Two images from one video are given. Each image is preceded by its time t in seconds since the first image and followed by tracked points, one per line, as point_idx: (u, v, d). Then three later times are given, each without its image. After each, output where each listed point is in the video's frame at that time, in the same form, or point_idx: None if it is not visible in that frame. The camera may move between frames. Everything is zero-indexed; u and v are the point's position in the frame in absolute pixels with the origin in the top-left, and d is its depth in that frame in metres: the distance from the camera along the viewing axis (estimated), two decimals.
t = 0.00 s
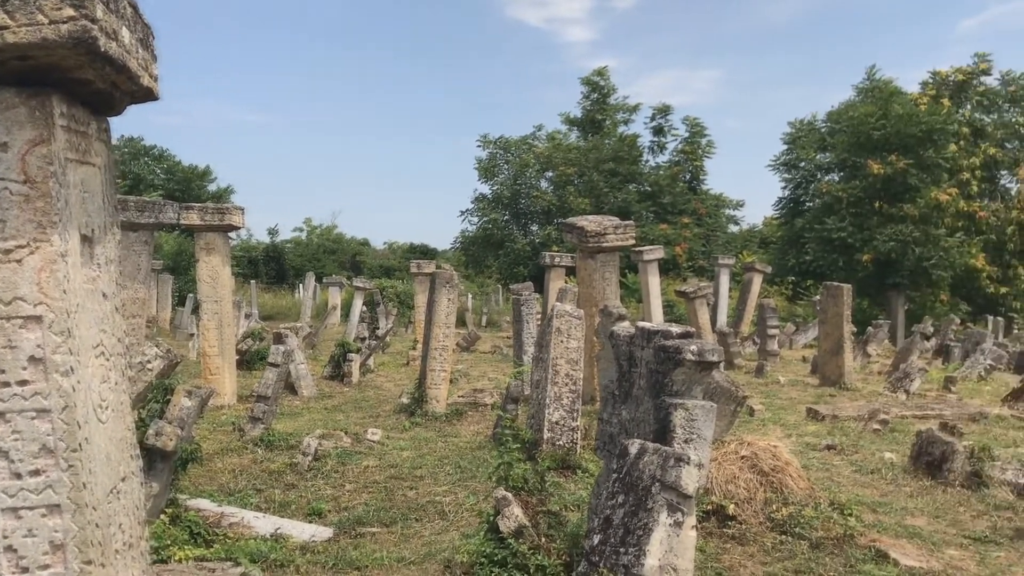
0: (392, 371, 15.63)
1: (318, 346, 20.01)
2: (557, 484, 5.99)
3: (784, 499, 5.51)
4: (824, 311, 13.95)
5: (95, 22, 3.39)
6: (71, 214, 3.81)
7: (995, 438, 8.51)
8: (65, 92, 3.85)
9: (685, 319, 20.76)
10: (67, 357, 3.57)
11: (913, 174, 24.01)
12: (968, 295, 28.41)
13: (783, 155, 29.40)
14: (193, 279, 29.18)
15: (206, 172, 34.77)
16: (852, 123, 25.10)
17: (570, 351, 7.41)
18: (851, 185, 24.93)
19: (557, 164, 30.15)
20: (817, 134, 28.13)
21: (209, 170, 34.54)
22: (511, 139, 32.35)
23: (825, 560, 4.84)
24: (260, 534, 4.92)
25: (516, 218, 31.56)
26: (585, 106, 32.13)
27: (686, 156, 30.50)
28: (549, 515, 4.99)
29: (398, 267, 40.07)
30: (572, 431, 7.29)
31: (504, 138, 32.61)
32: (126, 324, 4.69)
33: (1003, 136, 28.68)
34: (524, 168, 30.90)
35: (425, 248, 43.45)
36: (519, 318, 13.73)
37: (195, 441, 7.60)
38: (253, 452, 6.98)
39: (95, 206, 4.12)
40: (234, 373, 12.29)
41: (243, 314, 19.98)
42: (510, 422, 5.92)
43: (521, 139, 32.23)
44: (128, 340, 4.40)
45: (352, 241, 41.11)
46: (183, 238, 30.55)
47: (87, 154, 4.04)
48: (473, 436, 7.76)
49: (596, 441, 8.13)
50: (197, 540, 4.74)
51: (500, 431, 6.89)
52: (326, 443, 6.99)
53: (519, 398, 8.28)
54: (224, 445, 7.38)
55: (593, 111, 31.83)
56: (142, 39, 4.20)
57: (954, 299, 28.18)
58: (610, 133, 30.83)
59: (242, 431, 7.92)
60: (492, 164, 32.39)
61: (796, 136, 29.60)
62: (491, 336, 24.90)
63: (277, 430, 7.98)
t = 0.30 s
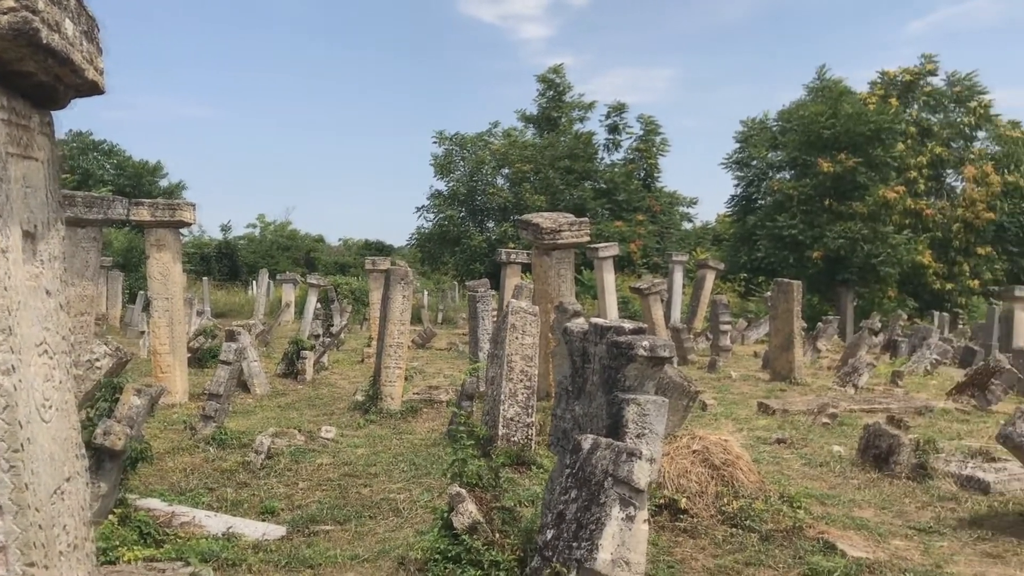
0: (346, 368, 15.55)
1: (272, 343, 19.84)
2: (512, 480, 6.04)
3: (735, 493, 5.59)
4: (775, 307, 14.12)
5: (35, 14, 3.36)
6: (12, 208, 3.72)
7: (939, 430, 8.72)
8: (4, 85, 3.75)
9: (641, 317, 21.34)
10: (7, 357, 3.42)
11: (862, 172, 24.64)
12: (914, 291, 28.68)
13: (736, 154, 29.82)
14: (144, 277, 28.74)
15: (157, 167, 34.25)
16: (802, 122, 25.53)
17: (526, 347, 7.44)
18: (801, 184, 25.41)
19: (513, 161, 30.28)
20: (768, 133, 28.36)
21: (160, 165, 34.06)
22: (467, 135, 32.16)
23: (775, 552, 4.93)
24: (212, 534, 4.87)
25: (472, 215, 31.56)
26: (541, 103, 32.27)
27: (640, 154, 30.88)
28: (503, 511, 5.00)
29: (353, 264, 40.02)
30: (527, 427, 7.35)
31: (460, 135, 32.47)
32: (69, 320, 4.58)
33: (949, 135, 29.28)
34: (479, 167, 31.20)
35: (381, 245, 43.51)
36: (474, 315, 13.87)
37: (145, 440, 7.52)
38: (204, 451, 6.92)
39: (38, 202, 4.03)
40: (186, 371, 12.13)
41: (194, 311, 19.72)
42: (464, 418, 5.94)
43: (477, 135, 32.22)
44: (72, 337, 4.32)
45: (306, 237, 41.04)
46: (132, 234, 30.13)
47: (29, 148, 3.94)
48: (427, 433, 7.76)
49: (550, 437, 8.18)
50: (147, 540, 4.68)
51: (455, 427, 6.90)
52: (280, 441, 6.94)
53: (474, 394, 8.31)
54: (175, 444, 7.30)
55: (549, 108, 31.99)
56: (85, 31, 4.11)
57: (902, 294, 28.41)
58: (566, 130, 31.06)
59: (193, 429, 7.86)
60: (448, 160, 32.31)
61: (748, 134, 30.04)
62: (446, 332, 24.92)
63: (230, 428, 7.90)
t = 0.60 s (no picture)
0: (308, 368, 15.45)
1: (232, 342, 19.65)
2: (474, 479, 6.06)
3: (696, 489, 5.64)
4: (737, 305, 14.19)
5: None
6: None
7: (895, 426, 8.87)
8: None
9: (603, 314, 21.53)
10: None
11: (821, 172, 25.03)
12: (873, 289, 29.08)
13: (698, 154, 30.14)
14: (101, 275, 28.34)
15: (116, 164, 33.77)
16: (764, 121, 25.84)
17: (488, 346, 7.41)
18: (763, 183, 25.84)
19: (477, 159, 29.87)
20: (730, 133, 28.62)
21: (118, 163, 33.58)
22: (430, 134, 32.04)
23: (734, 548, 4.98)
24: (169, 536, 4.82)
25: (436, 214, 31.49)
26: (505, 102, 32.29)
27: (603, 153, 31.04)
28: (465, 510, 5.00)
29: (316, 264, 39.86)
30: (490, 426, 7.33)
31: (423, 133, 32.46)
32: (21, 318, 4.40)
33: (907, 136, 29.69)
34: (443, 165, 31.13)
35: (343, 244, 43.39)
36: (437, 313, 13.89)
37: (102, 441, 7.44)
38: (162, 452, 6.85)
39: None
40: (144, 372, 11.98)
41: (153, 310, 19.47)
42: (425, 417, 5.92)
43: (441, 134, 32.09)
44: (24, 336, 4.13)
45: (268, 236, 40.85)
46: (88, 232, 29.70)
47: None
48: (389, 433, 7.73)
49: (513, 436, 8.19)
50: (103, 543, 4.61)
51: (417, 427, 6.88)
52: (239, 441, 6.89)
53: (436, 394, 8.31)
54: (132, 445, 7.22)
55: (513, 107, 32.02)
56: (36, 25, 4.04)
57: (861, 292, 28.70)
58: (529, 129, 31.10)
59: (151, 430, 7.80)
60: (412, 158, 32.20)
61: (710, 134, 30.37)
62: (409, 332, 24.89)
63: (188, 429, 7.86)
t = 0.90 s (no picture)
0: (265, 369, 15.32)
1: (188, 343, 19.41)
2: (433, 480, 6.07)
3: (653, 488, 5.68)
4: (695, 305, 14.29)
5: None
6: None
7: (850, 424, 9.01)
8: None
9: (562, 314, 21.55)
10: None
11: (778, 174, 25.36)
12: (828, 289, 29.53)
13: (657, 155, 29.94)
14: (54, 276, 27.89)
15: (69, 163, 33.25)
16: (721, 124, 26.16)
17: (448, 346, 7.43)
18: (720, 185, 26.07)
19: (437, 159, 29.88)
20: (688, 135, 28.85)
21: (71, 161, 33.05)
22: (390, 134, 31.84)
23: (691, 547, 5.03)
24: (122, 540, 4.76)
25: (396, 214, 31.37)
26: (466, 102, 32.26)
27: (564, 154, 31.00)
28: (423, 511, 5.00)
29: (274, 263, 39.47)
30: (449, 427, 7.32)
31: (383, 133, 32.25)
32: None
33: (861, 138, 30.12)
34: (403, 165, 30.92)
35: (302, 244, 43.07)
36: (397, 314, 13.91)
37: (53, 445, 7.35)
38: (116, 455, 6.78)
39: None
40: (97, 374, 11.80)
41: (107, 311, 19.20)
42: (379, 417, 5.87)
43: (401, 133, 31.81)
44: None
45: (225, 236, 40.61)
46: (40, 232, 29.19)
47: None
48: (348, 434, 7.70)
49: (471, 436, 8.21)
50: (52, 549, 4.54)
51: (375, 428, 6.86)
52: (195, 443, 6.82)
53: (395, 394, 8.33)
54: (84, 448, 7.12)
55: (473, 107, 32.00)
56: None
57: (817, 292, 29.16)
58: (490, 129, 31.12)
59: (104, 433, 7.77)
60: (372, 158, 32.00)
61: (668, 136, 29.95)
62: (368, 332, 24.82)
63: (141, 431, 7.87)
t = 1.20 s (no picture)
0: (216, 372, 15.14)
1: (136, 346, 19.08)
2: (385, 483, 6.06)
3: (605, 488, 5.73)
4: (648, 306, 14.44)
5: None
6: None
7: (799, 424, 9.15)
8: None
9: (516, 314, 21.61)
10: None
11: (730, 177, 25.68)
12: (779, 291, 29.92)
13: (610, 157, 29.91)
14: None
15: (13, 162, 32.52)
16: (674, 126, 26.45)
17: (401, 349, 7.38)
18: (673, 186, 26.25)
19: (391, 160, 29.91)
20: (642, 137, 29.08)
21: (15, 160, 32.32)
22: (343, 133, 31.50)
23: (643, 546, 5.09)
24: (66, 547, 4.69)
25: (349, 215, 31.14)
26: (420, 102, 32.13)
27: (519, 155, 30.80)
28: (374, 513, 4.99)
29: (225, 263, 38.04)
30: (401, 429, 7.31)
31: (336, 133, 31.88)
32: None
33: (811, 141, 30.54)
34: (356, 165, 30.70)
35: (253, 245, 42.50)
36: (349, 316, 13.86)
37: None
38: (60, 460, 6.69)
39: None
40: (41, 377, 11.56)
41: (52, 314, 18.79)
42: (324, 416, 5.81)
43: (354, 134, 31.58)
44: None
45: (174, 237, 40.05)
46: None
47: None
48: (299, 437, 7.65)
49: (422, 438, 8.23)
50: None
51: (326, 430, 6.83)
52: (142, 447, 6.74)
53: (347, 396, 8.36)
54: (27, 453, 7.00)
55: (428, 108, 31.89)
56: None
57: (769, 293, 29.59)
58: (445, 130, 31.07)
59: (48, 437, 7.71)
60: (324, 158, 31.53)
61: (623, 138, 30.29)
62: (320, 335, 24.62)
63: (86, 435, 7.83)
